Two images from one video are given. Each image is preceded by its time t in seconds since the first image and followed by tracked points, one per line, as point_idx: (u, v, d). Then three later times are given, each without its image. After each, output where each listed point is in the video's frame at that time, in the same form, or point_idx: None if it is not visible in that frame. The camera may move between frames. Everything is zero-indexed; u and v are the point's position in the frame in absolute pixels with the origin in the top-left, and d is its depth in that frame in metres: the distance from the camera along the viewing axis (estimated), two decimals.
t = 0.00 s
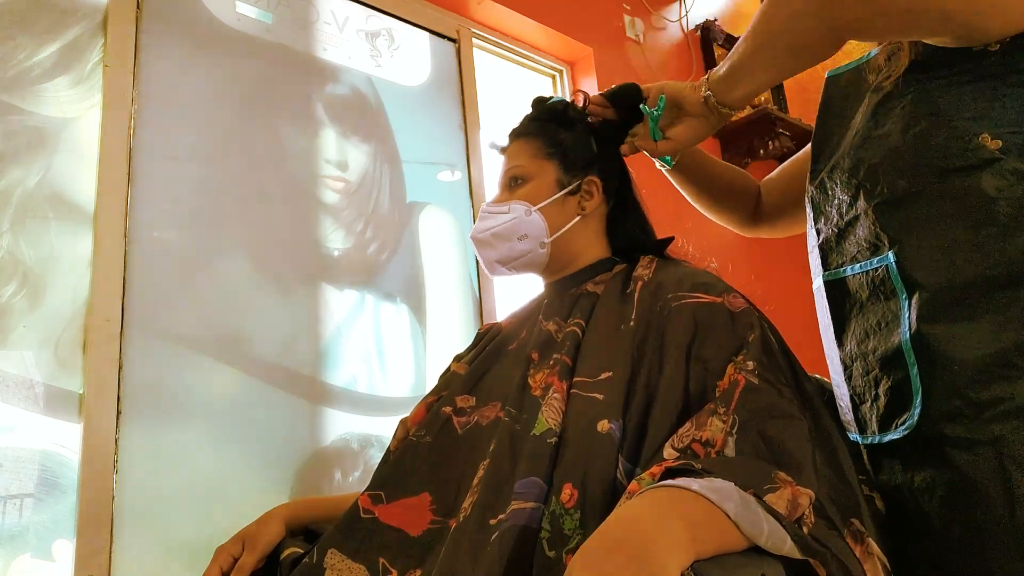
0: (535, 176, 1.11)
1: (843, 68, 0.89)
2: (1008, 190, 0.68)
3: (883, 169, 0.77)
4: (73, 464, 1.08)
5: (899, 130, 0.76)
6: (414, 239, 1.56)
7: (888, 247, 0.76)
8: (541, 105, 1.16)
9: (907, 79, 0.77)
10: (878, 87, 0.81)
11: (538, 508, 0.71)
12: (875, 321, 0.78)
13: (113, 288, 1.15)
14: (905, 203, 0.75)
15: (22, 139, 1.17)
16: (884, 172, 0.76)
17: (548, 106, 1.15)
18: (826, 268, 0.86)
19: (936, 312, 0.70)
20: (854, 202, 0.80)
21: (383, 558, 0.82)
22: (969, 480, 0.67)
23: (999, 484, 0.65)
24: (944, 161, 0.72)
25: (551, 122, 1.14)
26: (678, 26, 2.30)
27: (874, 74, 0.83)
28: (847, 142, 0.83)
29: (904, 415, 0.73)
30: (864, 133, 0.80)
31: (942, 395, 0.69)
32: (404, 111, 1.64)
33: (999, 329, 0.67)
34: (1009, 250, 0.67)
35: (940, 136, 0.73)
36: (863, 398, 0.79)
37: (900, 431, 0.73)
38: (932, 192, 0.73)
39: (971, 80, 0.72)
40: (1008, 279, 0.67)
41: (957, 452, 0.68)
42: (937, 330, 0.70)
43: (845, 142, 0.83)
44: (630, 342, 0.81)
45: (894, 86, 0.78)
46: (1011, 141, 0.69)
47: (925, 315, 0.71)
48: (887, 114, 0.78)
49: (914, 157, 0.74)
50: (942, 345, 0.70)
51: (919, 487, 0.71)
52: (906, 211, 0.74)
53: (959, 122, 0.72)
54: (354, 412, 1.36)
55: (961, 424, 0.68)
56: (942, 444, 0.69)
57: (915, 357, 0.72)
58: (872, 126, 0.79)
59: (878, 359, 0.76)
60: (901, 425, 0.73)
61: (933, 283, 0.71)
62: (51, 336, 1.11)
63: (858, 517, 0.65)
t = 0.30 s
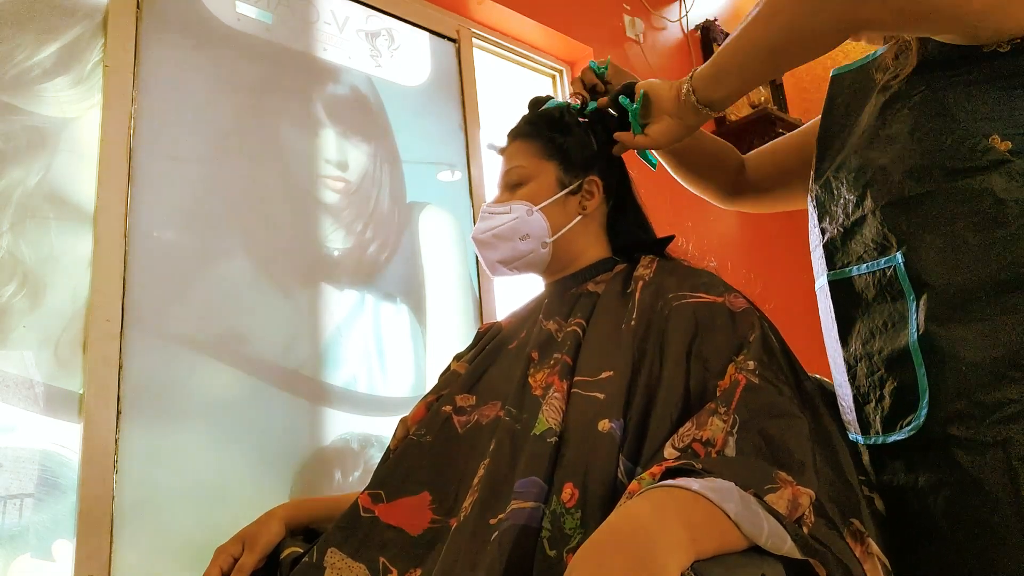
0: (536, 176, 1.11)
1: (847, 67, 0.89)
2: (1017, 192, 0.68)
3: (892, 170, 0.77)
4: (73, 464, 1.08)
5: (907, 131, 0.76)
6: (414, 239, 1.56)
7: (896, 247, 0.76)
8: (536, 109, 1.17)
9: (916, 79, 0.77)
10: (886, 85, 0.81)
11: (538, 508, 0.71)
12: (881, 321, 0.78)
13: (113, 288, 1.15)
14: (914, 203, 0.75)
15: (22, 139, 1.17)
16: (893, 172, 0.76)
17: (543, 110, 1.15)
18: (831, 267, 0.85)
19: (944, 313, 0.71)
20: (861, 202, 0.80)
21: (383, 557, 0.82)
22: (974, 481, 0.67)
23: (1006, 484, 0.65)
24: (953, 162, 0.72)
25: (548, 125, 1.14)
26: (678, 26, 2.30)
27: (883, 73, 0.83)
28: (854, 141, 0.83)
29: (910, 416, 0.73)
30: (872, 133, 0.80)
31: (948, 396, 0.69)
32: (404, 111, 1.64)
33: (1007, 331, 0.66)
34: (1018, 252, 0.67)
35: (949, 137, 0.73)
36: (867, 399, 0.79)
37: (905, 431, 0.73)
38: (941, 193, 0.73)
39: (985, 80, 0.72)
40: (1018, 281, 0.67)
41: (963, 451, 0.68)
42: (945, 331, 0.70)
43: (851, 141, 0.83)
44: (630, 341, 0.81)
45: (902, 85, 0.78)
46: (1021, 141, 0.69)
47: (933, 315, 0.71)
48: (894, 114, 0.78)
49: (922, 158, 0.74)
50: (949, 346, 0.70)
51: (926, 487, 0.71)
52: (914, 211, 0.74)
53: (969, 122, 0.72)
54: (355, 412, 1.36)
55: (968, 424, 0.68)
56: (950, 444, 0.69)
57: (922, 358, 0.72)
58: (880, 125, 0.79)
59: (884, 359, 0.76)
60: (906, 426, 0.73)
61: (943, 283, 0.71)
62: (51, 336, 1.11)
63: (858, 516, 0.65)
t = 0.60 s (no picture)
0: (535, 176, 1.11)
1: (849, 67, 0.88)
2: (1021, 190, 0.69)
3: (895, 167, 0.77)
4: (73, 464, 1.08)
5: (910, 129, 0.77)
6: (414, 239, 1.56)
7: (899, 246, 0.76)
8: (538, 107, 1.17)
9: (920, 78, 0.77)
10: (889, 85, 0.81)
11: (538, 508, 0.71)
12: (883, 320, 0.78)
13: (113, 288, 1.15)
14: (918, 202, 0.75)
15: (22, 139, 1.17)
16: (897, 170, 0.76)
17: (546, 108, 1.16)
18: (833, 266, 0.85)
19: (949, 310, 0.71)
20: (864, 200, 0.80)
21: (383, 558, 0.82)
22: (977, 480, 0.67)
23: (1009, 482, 0.65)
24: (958, 160, 0.72)
25: (548, 124, 1.14)
26: (678, 26, 2.30)
27: (885, 71, 0.82)
28: (856, 140, 0.82)
29: (914, 414, 0.73)
30: (875, 132, 0.80)
31: (951, 393, 0.70)
32: (404, 111, 1.64)
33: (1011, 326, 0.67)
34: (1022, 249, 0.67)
35: (953, 135, 0.73)
36: (870, 397, 0.78)
37: (909, 430, 0.73)
38: (945, 190, 0.73)
39: (989, 78, 0.73)
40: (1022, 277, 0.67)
41: (965, 450, 0.68)
42: (949, 329, 0.70)
43: (854, 140, 0.83)
44: (629, 342, 0.81)
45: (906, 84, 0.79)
46: None
47: (937, 312, 0.71)
48: (898, 113, 0.78)
49: (926, 155, 0.74)
50: (952, 343, 0.70)
51: (927, 487, 0.71)
52: (917, 209, 0.75)
53: (973, 121, 0.72)
54: (355, 412, 1.36)
55: (972, 422, 0.68)
56: (952, 443, 0.69)
57: (926, 356, 0.72)
58: (883, 124, 0.80)
59: (887, 357, 0.76)
60: (910, 424, 0.73)
61: (947, 280, 0.71)
62: (51, 336, 1.11)
63: (858, 516, 0.65)
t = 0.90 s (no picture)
0: (533, 177, 1.10)
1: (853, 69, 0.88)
2: (1019, 187, 0.68)
3: (894, 166, 0.77)
4: (73, 464, 1.08)
5: (910, 127, 0.77)
6: (414, 239, 1.56)
7: (899, 243, 0.76)
8: (535, 107, 1.17)
9: (920, 78, 0.77)
10: (890, 85, 0.81)
11: (538, 510, 0.71)
12: (883, 317, 0.78)
13: (113, 288, 1.15)
14: (918, 201, 0.75)
15: (22, 139, 1.17)
16: (896, 168, 0.76)
17: (542, 108, 1.16)
18: (834, 264, 0.85)
19: (947, 308, 0.71)
20: (865, 198, 0.80)
21: (384, 560, 0.82)
22: (976, 477, 0.67)
23: (1007, 478, 0.65)
24: (956, 158, 0.72)
25: (545, 125, 1.14)
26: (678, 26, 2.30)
27: (886, 72, 0.82)
28: (857, 140, 0.83)
29: (913, 410, 0.73)
30: (875, 132, 0.80)
31: (950, 391, 0.69)
32: (404, 110, 1.64)
33: (1009, 324, 0.67)
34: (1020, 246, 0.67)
35: (952, 133, 0.73)
36: (870, 394, 0.78)
37: (908, 426, 0.73)
38: (945, 188, 0.73)
39: (989, 77, 0.73)
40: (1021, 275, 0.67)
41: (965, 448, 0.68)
42: (948, 326, 0.70)
43: (855, 140, 0.84)
44: (629, 342, 0.81)
45: (906, 83, 0.79)
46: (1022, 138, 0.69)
47: (936, 309, 0.71)
48: (898, 112, 0.79)
49: (926, 154, 0.74)
50: (950, 341, 0.70)
51: (927, 485, 0.71)
52: (917, 207, 0.75)
53: (972, 119, 0.72)
54: (354, 412, 1.36)
55: (971, 419, 0.68)
56: (951, 440, 0.69)
57: (924, 352, 0.72)
58: (884, 123, 0.80)
59: (887, 355, 0.76)
60: (909, 420, 0.73)
61: (945, 278, 0.71)
62: (50, 336, 1.11)
63: (857, 516, 0.65)
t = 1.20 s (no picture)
0: (532, 177, 1.10)
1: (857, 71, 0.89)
2: (1020, 185, 0.69)
3: (895, 164, 0.77)
4: (73, 464, 1.08)
5: (910, 126, 0.77)
6: (414, 239, 1.57)
7: (900, 240, 0.76)
8: (532, 108, 1.17)
9: (919, 78, 0.78)
10: (891, 85, 0.82)
11: (538, 511, 0.71)
12: (885, 314, 0.78)
13: (113, 288, 1.15)
14: (919, 198, 0.75)
15: (22, 139, 1.17)
16: (896, 166, 0.77)
17: (539, 110, 1.15)
18: (838, 263, 0.85)
19: (948, 303, 0.71)
20: (867, 196, 0.80)
21: (385, 563, 0.82)
22: (976, 473, 0.68)
23: (1007, 473, 0.66)
24: (957, 157, 0.72)
25: (542, 125, 1.14)
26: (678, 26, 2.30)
27: (888, 73, 0.83)
28: (860, 139, 0.84)
29: (915, 406, 0.73)
30: (877, 131, 0.81)
31: (949, 387, 0.70)
32: (404, 110, 1.64)
33: (1009, 320, 0.67)
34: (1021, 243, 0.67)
35: (953, 132, 0.73)
36: (873, 391, 0.78)
37: (910, 422, 0.73)
38: (944, 186, 0.73)
39: (989, 77, 0.73)
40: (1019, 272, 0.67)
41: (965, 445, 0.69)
42: (948, 321, 0.70)
43: (858, 140, 0.84)
44: (628, 343, 0.81)
45: (907, 82, 0.79)
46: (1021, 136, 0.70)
47: (937, 304, 0.71)
48: (899, 111, 0.79)
49: (927, 152, 0.74)
50: (950, 337, 0.70)
51: (928, 481, 0.71)
52: (917, 205, 0.75)
53: (972, 118, 0.72)
54: (355, 412, 1.36)
55: (970, 415, 0.68)
56: (952, 437, 0.70)
57: (926, 349, 0.72)
58: (885, 122, 0.80)
59: (889, 351, 0.76)
60: (911, 416, 0.73)
61: (945, 275, 0.71)
62: (51, 336, 1.11)
63: (857, 516, 0.65)
